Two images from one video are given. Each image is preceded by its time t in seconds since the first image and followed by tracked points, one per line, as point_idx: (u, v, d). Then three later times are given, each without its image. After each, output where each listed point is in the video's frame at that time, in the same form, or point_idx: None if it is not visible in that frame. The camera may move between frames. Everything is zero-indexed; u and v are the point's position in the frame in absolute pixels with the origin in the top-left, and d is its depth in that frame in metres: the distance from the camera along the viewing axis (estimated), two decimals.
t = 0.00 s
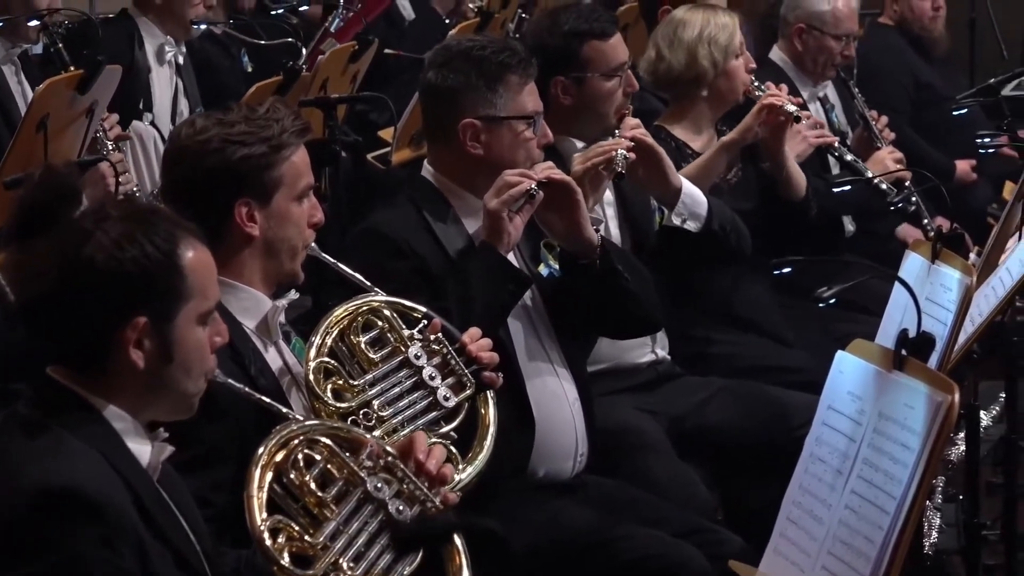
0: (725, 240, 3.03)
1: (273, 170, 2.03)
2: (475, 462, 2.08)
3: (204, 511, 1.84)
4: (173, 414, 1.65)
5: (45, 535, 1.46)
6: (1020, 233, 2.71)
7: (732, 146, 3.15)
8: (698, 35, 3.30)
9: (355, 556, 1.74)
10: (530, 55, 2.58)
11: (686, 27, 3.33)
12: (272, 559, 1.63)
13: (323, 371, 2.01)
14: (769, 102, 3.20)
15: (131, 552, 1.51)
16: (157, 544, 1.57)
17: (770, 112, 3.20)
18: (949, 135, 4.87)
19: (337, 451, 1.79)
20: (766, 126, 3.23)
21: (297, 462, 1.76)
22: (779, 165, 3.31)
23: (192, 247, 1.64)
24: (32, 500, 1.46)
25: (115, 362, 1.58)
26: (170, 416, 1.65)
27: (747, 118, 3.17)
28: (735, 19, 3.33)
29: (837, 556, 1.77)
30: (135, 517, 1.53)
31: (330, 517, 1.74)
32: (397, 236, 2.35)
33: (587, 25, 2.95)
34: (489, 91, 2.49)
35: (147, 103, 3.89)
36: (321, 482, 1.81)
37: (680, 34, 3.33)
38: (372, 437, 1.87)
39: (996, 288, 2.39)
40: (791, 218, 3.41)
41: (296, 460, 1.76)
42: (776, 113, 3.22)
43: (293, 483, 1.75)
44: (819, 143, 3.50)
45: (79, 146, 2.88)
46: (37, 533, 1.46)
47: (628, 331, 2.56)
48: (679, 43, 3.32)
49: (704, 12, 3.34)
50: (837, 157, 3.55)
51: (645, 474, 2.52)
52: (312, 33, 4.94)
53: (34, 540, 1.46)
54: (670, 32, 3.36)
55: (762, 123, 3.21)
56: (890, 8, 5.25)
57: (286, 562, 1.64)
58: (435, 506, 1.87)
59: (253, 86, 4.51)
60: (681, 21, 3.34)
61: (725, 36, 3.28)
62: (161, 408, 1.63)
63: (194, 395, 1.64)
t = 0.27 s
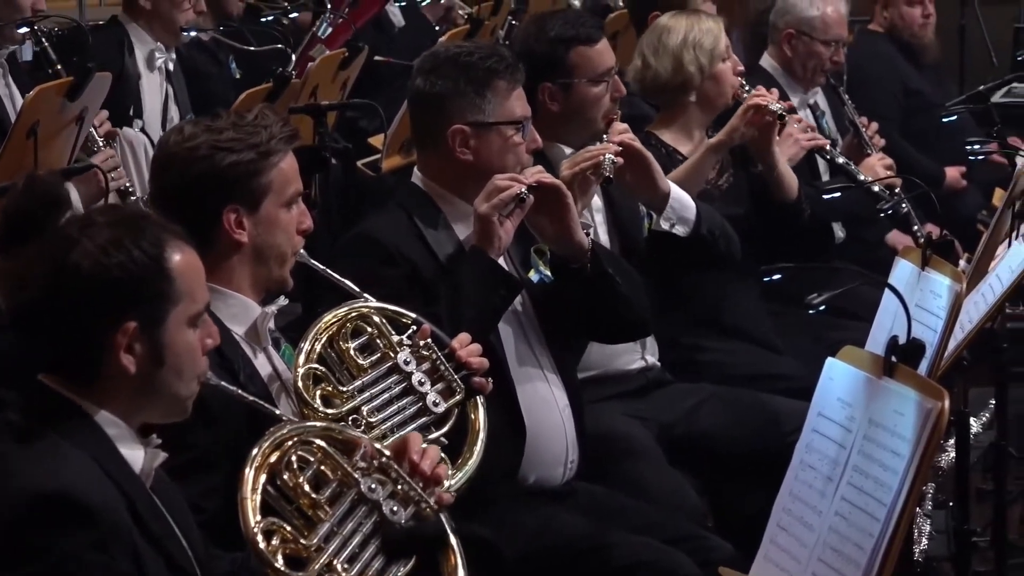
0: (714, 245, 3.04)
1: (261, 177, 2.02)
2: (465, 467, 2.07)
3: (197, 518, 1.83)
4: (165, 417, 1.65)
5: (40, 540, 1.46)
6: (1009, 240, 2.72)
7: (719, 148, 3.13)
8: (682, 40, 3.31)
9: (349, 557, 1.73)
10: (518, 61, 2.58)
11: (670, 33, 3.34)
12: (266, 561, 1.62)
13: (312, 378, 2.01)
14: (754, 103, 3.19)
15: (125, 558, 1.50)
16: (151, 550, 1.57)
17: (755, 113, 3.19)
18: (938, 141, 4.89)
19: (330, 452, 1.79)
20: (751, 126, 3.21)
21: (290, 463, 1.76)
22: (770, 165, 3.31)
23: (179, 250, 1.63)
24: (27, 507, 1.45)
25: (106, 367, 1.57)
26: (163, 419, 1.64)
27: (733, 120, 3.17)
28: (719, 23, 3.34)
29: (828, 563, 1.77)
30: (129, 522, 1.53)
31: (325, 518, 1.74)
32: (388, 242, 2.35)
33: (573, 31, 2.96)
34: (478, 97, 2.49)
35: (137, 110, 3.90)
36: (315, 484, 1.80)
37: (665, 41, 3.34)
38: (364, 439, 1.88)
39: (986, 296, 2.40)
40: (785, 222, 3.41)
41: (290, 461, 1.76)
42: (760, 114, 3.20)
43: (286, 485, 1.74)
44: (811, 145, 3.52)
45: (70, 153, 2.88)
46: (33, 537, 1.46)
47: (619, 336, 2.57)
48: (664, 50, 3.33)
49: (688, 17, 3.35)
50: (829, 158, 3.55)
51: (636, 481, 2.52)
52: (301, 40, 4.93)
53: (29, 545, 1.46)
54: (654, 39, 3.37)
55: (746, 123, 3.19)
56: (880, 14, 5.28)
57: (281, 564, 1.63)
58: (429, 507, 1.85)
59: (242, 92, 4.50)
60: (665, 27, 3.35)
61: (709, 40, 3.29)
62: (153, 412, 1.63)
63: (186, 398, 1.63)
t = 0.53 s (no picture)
0: (703, 251, 3.03)
1: (253, 184, 2.02)
2: (456, 477, 2.07)
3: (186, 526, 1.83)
4: (157, 424, 1.64)
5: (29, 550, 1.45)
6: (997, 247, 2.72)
7: (703, 162, 3.14)
8: (674, 49, 3.30)
9: (340, 566, 1.72)
10: (507, 68, 2.58)
11: (662, 41, 3.34)
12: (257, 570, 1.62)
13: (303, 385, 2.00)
14: (742, 117, 3.16)
15: (114, 568, 1.50)
16: (141, 559, 1.56)
17: (743, 127, 3.16)
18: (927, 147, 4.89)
19: (322, 461, 1.78)
20: (740, 140, 3.18)
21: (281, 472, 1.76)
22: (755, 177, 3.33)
23: (169, 257, 1.63)
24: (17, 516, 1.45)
25: (96, 375, 1.57)
26: (154, 426, 1.64)
27: (721, 133, 3.14)
28: (711, 33, 3.35)
29: (817, 570, 1.77)
30: (119, 532, 1.52)
31: (315, 526, 1.73)
32: (378, 249, 2.34)
33: (560, 38, 2.96)
34: (468, 105, 2.49)
35: (127, 117, 3.89)
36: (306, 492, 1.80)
37: (656, 48, 3.34)
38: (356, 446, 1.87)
39: (975, 303, 2.40)
40: (769, 234, 3.42)
41: (281, 470, 1.75)
42: (748, 127, 3.17)
43: (278, 493, 1.74)
44: (801, 155, 3.52)
45: (59, 160, 2.87)
46: (23, 547, 1.46)
47: (608, 344, 2.56)
48: (654, 57, 3.32)
49: (681, 25, 3.35)
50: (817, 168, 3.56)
51: (625, 489, 2.52)
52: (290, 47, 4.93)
53: (19, 554, 1.46)
54: (645, 47, 3.36)
55: (734, 138, 3.16)
56: (870, 20, 5.30)
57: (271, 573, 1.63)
58: (420, 516, 1.83)
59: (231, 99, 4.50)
60: (657, 35, 3.35)
61: (700, 49, 3.29)
62: (145, 419, 1.62)
63: (178, 404, 1.63)
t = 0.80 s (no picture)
0: (692, 262, 3.04)
1: (257, 200, 2.02)
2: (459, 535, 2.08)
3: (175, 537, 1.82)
4: (148, 432, 1.63)
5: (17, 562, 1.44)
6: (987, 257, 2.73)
7: (696, 173, 3.15)
8: (662, 59, 3.31)
9: None
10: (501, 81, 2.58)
11: (651, 52, 3.34)
12: None
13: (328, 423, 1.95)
14: (736, 130, 3.18)
15: None
16: (130, 571, 1.55)
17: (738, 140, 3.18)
18: (918, 157, 4.91)
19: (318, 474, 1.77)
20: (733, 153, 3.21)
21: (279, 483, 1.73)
22: (745, 189, 3.34)
23: (159, 267, 1.62)
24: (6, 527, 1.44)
25: (86, 385, 1.56)
26: (145, 434, 1.63)
27: (714, 146, 3.16)
28: (700, 44, 3.35)
29: None
30: (107, 543, 1.51)
31: (311, 539, 1.72)
32: (367, 260, 2.35)
33: (548, 48, 2.96)
34: (460, 117, 2.49)
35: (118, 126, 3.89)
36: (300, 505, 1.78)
37: (645, 59, 3.34)
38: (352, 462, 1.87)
39: (966, 312, 2.40)
40: (758, 245, 3.43)
41: (278, 481, 1.73)
42: (741, 142, 3.20)
43: (275, 504, 1.72)
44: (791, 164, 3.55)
45: (49, 170, 2.86)
46: (11, 559, 1.45)
47: (598, 356, 2.56)
48: (643, 68, 3.33)
49: (670, 35, 3.36)
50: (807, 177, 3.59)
51: (616, 499, 2.51)
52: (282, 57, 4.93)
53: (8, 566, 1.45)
54: (634, 57, 3.37)
55: (727, 151, 3.19)
56: (860, 31, 5.32)
57: None
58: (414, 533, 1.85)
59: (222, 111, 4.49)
60: (646, 45, 3.36)
61: (689, 60, 3.29)
62: (135, 428, 1.62)
63: (169, 413, 1.62)
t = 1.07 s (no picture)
0: (681, 274, 3.04)
1: (231, 211, 2.01)
2: None
3: (164, 548, 1.81)
4: (137, 440, 1.63)
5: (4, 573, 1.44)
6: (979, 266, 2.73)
7: (682, 180, 3.15)
8: (650, 68, 3.31)
9: None
10: (487, 88, 2.58)
11: (638, 61, 3.35)
12: None
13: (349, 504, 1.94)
14: (720, 135, 3.16)
15: None
16: None
17: (721, 146, 3.15)
18: (909, 166, 4.93)
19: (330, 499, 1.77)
20: (717, 159, 3.18)
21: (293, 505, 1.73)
22: (735, 196, 3.33)
23: (142, 275, 1.62)
24: None
25: (72, 395, 1.56)
26: (134, 442, 1.63)
27: (699, 151, 3.15)
28: (687, 52, 3.35)
29: None
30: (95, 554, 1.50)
31: (319, 564, 1.70)
32: (356, 269, 2.34)
33: (538, 58, 2.96)
34: (448, 126, 2.48)
35: (109, 136, 3.89)
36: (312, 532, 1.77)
37: (632, 68, 3.35)
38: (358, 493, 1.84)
39: (956, 321, 2.41)
40: (750, 251, 3.45)
41: (292, 503, 1.73)
42: (726, 146, 3.17)
43: (286, 525, 1.72)
44: (781, 167, 3.56)
45: (40, 179, 2.84)
46: None
47: (589, 365, 2.56)
48: (630, 77, 3.34)
49: (657, 44, 3.36)
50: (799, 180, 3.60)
51: (607, 509, 2.51)
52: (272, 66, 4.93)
53: None
54: (621, 67, 3.38)
55: (713, 156, 3.17)
56: (850, 40, 5.34)
57: None
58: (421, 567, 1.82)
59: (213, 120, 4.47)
60: (633, 55, 3.36)
61: (677, 67, 3.29)
62: (124, 435, 1.61)
63: (158, 420, 1.62)
